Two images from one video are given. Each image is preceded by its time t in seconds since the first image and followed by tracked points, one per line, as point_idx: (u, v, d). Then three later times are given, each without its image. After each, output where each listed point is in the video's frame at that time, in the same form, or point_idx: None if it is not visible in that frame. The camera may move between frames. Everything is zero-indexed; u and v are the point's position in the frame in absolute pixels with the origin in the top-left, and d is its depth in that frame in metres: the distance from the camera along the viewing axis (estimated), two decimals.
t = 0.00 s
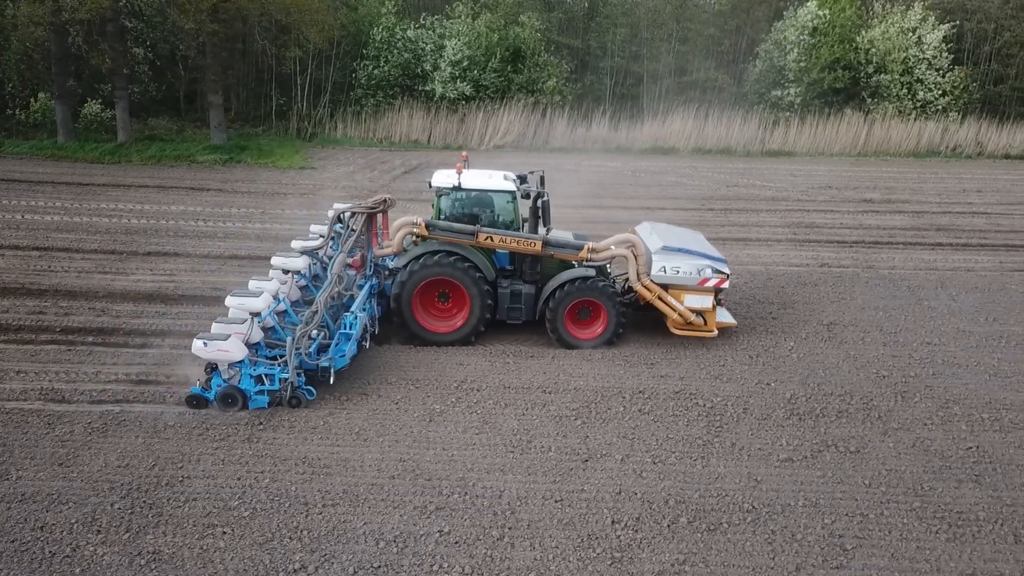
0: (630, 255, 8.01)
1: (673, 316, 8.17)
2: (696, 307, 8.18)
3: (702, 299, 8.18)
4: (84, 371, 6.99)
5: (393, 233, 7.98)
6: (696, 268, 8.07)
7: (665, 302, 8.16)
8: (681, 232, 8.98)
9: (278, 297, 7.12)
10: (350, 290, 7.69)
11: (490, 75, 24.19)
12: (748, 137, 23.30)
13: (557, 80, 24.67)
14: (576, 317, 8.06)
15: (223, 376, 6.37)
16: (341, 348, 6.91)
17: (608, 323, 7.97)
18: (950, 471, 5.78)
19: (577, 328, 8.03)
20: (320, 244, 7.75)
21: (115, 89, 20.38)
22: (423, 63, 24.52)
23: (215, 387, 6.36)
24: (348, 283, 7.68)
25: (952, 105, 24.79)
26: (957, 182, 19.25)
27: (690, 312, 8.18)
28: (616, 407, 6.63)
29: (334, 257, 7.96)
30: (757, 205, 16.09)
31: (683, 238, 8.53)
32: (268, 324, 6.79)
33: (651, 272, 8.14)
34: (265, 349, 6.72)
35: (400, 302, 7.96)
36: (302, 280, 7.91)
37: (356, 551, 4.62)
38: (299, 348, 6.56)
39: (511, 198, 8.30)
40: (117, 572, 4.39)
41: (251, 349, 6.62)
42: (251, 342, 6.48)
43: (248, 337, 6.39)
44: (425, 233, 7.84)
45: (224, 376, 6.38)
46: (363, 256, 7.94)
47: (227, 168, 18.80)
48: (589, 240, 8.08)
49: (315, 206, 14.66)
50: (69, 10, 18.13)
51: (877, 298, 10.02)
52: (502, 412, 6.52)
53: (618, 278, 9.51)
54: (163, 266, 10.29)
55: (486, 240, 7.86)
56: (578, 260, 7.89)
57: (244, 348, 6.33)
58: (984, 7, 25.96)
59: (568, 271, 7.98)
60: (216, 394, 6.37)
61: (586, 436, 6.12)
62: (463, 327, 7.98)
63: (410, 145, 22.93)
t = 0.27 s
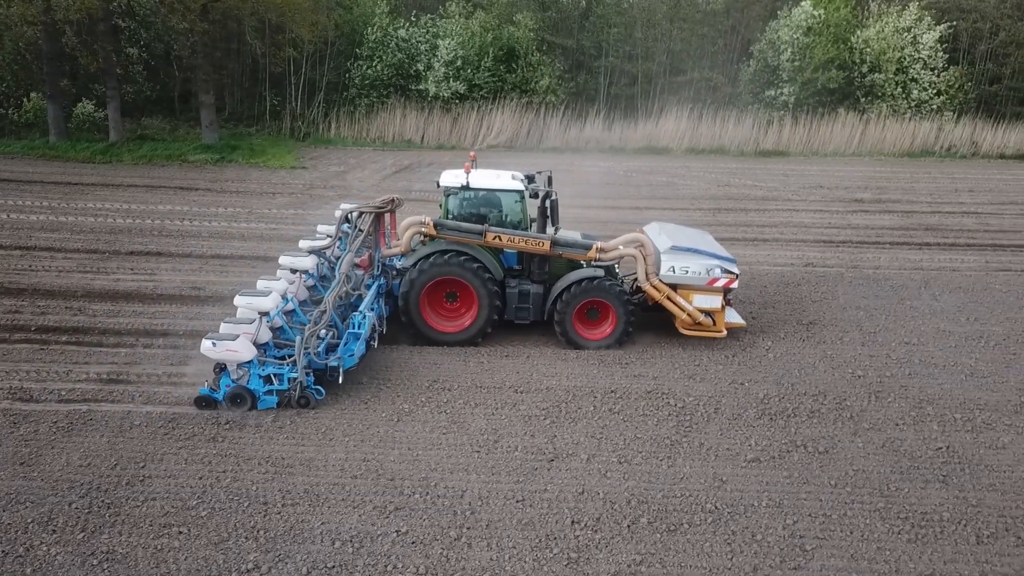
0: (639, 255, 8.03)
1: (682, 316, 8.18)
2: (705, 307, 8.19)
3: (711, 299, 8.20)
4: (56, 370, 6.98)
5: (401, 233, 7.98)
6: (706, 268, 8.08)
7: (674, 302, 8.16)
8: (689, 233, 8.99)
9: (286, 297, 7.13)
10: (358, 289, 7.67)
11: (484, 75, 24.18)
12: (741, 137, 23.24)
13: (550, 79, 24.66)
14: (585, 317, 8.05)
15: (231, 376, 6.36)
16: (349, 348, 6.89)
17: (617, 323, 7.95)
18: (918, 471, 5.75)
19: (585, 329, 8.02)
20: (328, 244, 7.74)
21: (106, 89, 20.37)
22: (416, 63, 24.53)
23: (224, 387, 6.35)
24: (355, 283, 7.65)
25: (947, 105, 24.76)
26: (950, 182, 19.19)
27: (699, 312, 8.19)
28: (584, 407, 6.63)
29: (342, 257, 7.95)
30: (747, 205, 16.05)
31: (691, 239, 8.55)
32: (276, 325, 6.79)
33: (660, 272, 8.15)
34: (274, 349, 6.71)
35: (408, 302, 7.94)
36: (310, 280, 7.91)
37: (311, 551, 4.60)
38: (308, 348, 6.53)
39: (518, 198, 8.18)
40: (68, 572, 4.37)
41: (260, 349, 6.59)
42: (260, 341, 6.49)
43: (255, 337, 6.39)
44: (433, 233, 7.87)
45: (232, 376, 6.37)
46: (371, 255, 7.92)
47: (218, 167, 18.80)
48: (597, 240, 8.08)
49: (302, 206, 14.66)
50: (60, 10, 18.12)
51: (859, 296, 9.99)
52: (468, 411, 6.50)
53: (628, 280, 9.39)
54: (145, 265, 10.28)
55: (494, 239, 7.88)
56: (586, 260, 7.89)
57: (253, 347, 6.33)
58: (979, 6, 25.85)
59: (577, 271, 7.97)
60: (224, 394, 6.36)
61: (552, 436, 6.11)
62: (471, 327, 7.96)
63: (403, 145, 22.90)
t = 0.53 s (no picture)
0: (645, 255, 7.98)
1: (687, 316, 8.13)
2: (710, 308, 8.14)
3: (716, 299, 8.15)
4: (28, 369, 6.97)
5: (406, 232, 7.96)
6: (711, 268, 8.04)
7: (679, 302, 8.12)
8: (694, 233, 8.94)
9: (291, 297, 7.13)
10: (363, 289, 7.64)
11: (477, 74, 24.17)
12: (734, 137, 23.20)
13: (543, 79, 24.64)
14: (590, 317, 8.00)
15: (236, 376, 6.36)
16: (354, 348, 6.85)
17: (622, 324, 7.89)
18: (886, 471, 5.72)
19: (590, 329, 7.97)
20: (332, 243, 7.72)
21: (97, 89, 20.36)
22: (409, 62, 24.53)
23: (228, 387, 6.34)
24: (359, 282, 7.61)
25: (940, 104, 24.75)
26: (941, 182, 19.15)
27: (704, 312, 8.14)
28: (556, 406, 6.61)
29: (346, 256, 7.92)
30: (736, 204, 16.00)
31: (695, 239, 8.51)
32: (281, 325, 6.79)
33: (666, 272, 8.11)
34: (277, 349, 6.71)
35: (412, 302, 7.90)
36: (314, 279, 7.90)
37: (268, 551, 4.58)
38: (312, 349, 6.49)
39: (524, 198, 8.24)
40: (21, 573, 4.36)
41: (263, 350, 6.55)
42: (265, 342, 6.51)
43: (261, 337, 6.42)
44: (438, 232, 7.83)
45: (237, 376, 6.36)
46: (375, 255, 7.90)
47: (209, 167, 18.78)
48: (603, 240, 8.00)
49: (290, 206, 14.64)
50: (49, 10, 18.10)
51: (841, 295, 9.95)
52: (437, 410, 6.47)
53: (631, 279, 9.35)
54: (126, 264, 10.27)
55: (499, 239, 7.83)
56: (591, 259, 7.81)
57: (258, 348, 6.33)
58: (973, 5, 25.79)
59: (583, 271, 7.90)
60: (229, 394, 6.34)
61: (520, 435, 6.08)
62: (475, 326, 7.92)
63: (396, 144, 22.88)
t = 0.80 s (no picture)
0: (649, 256, 7.95)
1: (691, 318, 8.10)
2: (714, 309, 8.12)
3: (720, 301, 8.12)
4: None
5: (410, 233, 7.89)
6: (715, 270, 8.02)
7: (683, 304, 8.09)
8: (696, 233, 8.92)
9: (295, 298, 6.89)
10: (366, 290, 7.66)
11: (470, 74, 24.20)
12: (727, 137, 23.19)
13: (535, 79, 24.65)
14: (593, 319, 7.94)
15: (240, 377, 6.31)
16: (357, 350, 6.81)
17: (626, 326, 7.85)
18: (852, 472, 5.69)
19: (595, 330, 7.92)
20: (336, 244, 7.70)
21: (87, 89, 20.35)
22: (401, 62, 24.56)
23: (232, 388, 6.31)
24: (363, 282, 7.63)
25: (933, 104, 24.81)
26: (931, 182, 19.13)
27: (708, 314, 8.11)
28: (525, 406, 6.59)
29: (350, 257, 7.92)
30: (724, 204, 15.98)
31: (699, 240, 8.48)
32: (284, 326, 6.57)
33: (669, 273, 8.08)
34: (281, 351, 6.53)
35: (416, 303, 7.82)
36: (317, 279, 7.77)
37: (223, 551, 4.56)
38: (317, 350, 6.49)
39: (527, 199, 8.18)
40: None
41: (267, 351, 6.45)
42: (269, 343, 6.33)
43: (265, 338, 6.28)
44: (441, 233, 7.78)
45: (241, 377, 6.32)
46: (378, 255, 7.92)
47: (198, 167, 18.78)
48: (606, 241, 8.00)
49: (277, 206, 14.63)
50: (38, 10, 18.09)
51: (823, 295, 9.92)
52: (404, 411, 6.45)
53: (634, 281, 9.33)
54: (105, 264, 10.25)
55: (503, 240, 7.80)
56: (595, 260, 7.84)
57: (262, 349, 6.25)
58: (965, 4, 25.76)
59: (586, 272, 7.89)
60: (232, 395, 6.32)
61: (486, 435, 6.06)
62: (479, 327, 7.85)
63: (387, 144, 22.86)
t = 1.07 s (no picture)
0: (652, 257, 7.92)
1: (694, 319, 8.08)
2: (718, 310, 8.10)
3: (724, 301, 8.09)
4: None
5: (413, 234, 7.83)
6: (719, 270, 7.99)
7: (686, 305, 8.07)
8: (700, 233, 8.89)
9: (298, 299, 6.99)
10: (369, 292, 7.67)
11: (460, 74, 24.23)
12: (718, 137, 23.19)
13: (526, 79, 24.66)
14: (597, 320, 7.92)
15: (242, 379, 6.27)
16: (360, 352, 6.76)
17: (629, 326, 7.85)
18: (811, 472, 5.68)
19: (597, 332, 7.89)
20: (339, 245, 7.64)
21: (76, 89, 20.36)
22: (391, 62, 24.59)
23: (234, 390, 6.27)
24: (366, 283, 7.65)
25: (924, 104, 24.84)
26: (920, 182, 19.12)
27: (711, 315, 8.09)
28: (489, 407, 6.58)
29: (352, 258, 7.87)
30: (710, 204, 15.96)
31: (703, 241, 8.46)
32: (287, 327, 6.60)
33: (673, 274, 8.06)
34: (283, 351, 6.53)
35: (419, 304, 7.78)
36: (320, 281, 7.66)
37: (169, 552, 4.55)
38: (320, 351, 6.46)
39: (531, 199, 8.19)
40: None
41: (269, 352, 6.46)
42: (271, 344, 6.38)
43: (266, 339, 6.29)
44: (444, 234, 7.75)
45: (243, 379, 6.28)
46: (381, 257, 7.87)
47: (186, 167, 18.77)
48: (610, 242, 7.99)
49: (261, 206, 14.61)
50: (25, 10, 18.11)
51: (801, 296, 9.90)
52: (366, 412, 6.43)
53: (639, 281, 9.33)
54: (82, 264, 10.24)
55: (506, 241, 7.79)
56: (598, 261, 7.84)
57: (264, 349, 6.24)
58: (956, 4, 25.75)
59: (589, 273, 7.88)
60: (234, 397, 6.28)
61: (447, 436, 6.04)
62: (483, 328, 7.82)
63: (378, 144, 22.85)
